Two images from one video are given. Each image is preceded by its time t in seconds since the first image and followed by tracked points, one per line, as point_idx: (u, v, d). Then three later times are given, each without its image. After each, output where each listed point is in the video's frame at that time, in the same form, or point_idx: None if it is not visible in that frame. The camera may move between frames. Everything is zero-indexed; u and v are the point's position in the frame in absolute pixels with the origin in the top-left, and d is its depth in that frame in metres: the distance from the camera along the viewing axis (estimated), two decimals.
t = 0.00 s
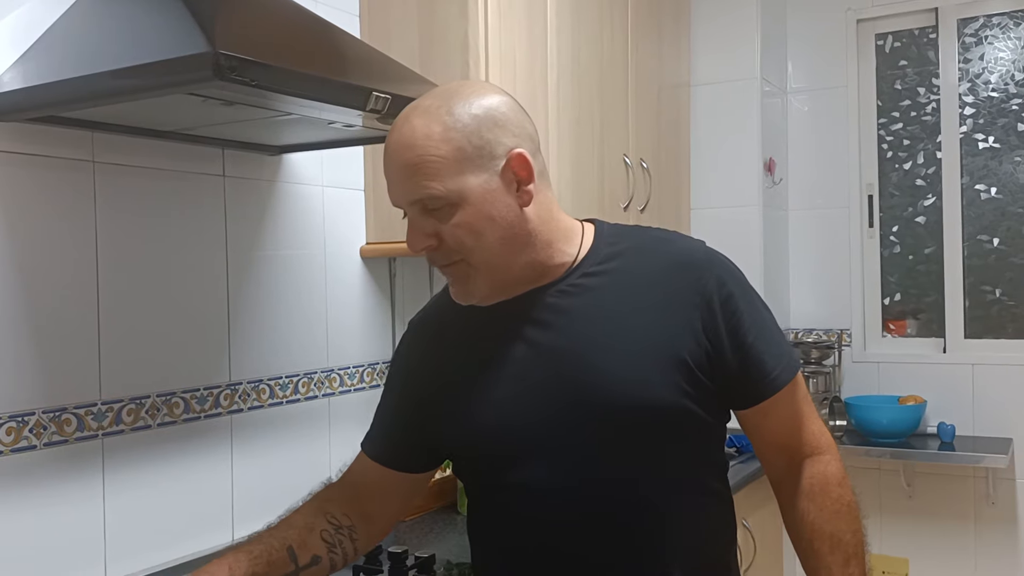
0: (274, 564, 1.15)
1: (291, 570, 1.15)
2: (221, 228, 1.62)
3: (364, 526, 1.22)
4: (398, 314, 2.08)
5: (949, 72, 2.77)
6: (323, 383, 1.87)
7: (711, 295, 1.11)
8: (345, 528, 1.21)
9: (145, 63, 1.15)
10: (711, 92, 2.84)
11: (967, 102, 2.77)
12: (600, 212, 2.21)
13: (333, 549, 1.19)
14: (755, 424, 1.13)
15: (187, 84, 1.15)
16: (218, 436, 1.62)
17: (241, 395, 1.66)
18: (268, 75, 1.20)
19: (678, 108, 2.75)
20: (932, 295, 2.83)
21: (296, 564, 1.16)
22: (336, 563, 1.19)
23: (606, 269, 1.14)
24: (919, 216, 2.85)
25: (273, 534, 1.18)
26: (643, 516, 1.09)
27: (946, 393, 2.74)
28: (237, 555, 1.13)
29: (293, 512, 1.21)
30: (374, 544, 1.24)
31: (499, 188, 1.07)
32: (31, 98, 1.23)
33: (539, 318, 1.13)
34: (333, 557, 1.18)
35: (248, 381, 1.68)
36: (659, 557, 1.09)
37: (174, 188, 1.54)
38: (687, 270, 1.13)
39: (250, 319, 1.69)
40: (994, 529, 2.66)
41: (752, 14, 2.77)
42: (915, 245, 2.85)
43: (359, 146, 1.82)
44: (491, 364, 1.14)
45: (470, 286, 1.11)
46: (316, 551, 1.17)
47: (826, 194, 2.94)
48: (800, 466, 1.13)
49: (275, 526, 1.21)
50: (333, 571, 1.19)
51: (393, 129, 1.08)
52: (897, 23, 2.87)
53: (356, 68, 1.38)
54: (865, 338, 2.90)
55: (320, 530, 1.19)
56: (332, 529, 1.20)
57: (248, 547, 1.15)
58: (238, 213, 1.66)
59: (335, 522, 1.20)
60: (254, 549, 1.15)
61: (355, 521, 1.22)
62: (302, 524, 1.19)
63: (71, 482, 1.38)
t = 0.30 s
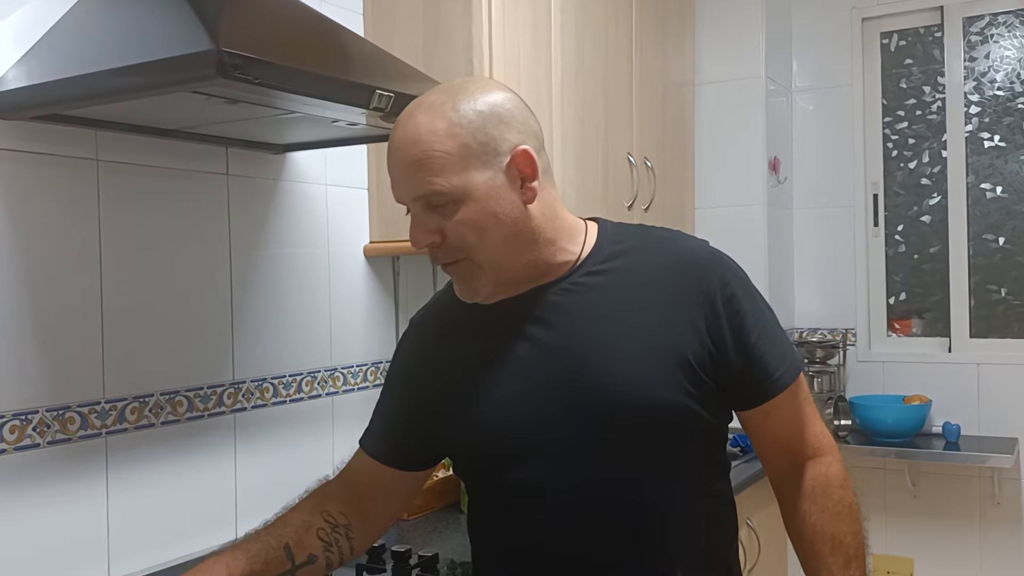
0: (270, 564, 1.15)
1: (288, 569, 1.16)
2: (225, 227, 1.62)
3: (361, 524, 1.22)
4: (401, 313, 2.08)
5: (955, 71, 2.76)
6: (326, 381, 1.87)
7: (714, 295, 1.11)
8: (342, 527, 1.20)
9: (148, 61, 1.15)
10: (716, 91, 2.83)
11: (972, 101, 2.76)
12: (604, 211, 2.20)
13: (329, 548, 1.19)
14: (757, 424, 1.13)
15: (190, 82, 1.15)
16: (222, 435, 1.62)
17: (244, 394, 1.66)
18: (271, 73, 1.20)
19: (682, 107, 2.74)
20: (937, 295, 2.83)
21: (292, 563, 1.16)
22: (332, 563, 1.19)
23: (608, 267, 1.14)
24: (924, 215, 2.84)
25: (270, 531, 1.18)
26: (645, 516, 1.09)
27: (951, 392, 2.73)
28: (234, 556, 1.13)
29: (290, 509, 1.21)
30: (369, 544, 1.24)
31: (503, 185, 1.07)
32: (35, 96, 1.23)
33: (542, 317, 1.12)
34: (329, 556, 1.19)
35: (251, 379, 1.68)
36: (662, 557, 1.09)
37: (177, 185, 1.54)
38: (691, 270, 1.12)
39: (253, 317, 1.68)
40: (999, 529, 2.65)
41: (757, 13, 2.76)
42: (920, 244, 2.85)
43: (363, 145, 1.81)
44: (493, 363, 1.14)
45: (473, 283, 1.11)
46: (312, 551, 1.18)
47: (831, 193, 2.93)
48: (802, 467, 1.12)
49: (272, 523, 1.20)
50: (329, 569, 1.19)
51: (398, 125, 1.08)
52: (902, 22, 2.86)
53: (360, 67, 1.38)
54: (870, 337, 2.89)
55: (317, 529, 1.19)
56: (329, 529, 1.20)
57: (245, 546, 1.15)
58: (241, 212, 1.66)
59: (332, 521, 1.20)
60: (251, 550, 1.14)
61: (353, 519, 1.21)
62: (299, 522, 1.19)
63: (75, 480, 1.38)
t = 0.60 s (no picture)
0: (269, 560, 1.16)
1: (287, 565, 1.16)
2: (227, 228, 1.62)
3: (360, 525, 1.21)
4: (404, 315, 2.07)
5: (960, 71, 2.75)
6: (329, 383, 1.86)
7: (715, 299, 1.10)
8: (341, 526, 1.20)
9: (151, 62, 1.15)
10: (720, 92, 2.83)
11: (978, 102, 2.75)
12: (608, 212, 2.20)
13: (328, 545, 1.18)
14: (757, 428, 1.12)
15: (193, 83, 1.15)
16: (225, 436, 1.62)
17: (247, 395, 1.66)
18: (273, 75, 1.20)
19: (686, 107, 2.73)
20: (942, 296, 2.82)
21: (291, 559, 1.16)
22: (330, 561, 1.18)
23: (606, 270, 1.13)
24: (929, 216, 2.83)
25: (271, 527, 1.19)
26: (645, 518, 1.08)
27: (956, 394, 2.72)
28: (233, 551, 1.15)
29: (291, 506, 1.21)
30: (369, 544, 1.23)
31: (504, 185, 1.07)
32: (39, 97, 1.23)
33: (543, 319, 1.12)
34: (327, 554, 1.18)
35: (254, 381, 1.68)
36: (663, 558, 1.09)
37: (180, 186, 1.54)
38: (691, 273, 1.12)
39: (256, 319, 1.68)
40: (1005, 531, 2.64)
41: (761, 14, 2.76)
42: (925, 245, 2.84)
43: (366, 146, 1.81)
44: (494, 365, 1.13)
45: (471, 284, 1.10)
46: (310, 548, 1.17)
47: (835, 194, 2.93)
48: (802, 472, 1.12)
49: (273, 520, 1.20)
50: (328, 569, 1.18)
51: (399, 124, 1.08)
52: (907, 22, 2.85)
53: (362, 68, 1.38)
54: (875, 339, 2.88)
55: (317, 526, 1.19)
56: (328, 526, 1.19)
57: (246, 540, 1.16)
58: (244, 214, 1.66)
59: (332, 519, 1.20)
60: (250, 546, 1.15)
61: (352, 518, 1.21)
62: (299, 518, 1.19)
63: (78, 481, 1.38)
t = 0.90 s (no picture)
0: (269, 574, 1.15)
1: None
2: (229, 230, 1.63)
3: (361, 532, 1.21)
4: (406, 316, 2.07)
5: (964, 72, 2.75)
6: (331, 384, 1.86)
7: (713, 301, 1.10)
8: (341, 535, 1.20)
9: (152, 63, 1.15)
10: (723, 92, 2.82)
11: (981, 103, 2.74)
12: (610, 213, 2.20)
13: (329, 555, 1.18)
14: (756, 430, 1.12)
15: (194, 84, 1.15)
16: (226, 437, 1.62)
17: (248, 396, 1.66)
18: (273, 76, 1.20)
19: (689, 108, 2.73)
20: (946, 297, 2.81)
21: (292, 571, 1.16)
22: (332, 570, 1.18)
23: (605, 271, 1.13)
24: (933, 218, 2.82)
25: (270, 539, 1.18)
26: (645, 521, 1.08)
27: (960, 396, 2.71)
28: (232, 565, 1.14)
29: (290, 516, 1.21)
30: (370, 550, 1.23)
31: (503, 189, 1.07)
32: (41, 98, 1.23)
33: (542, 322, 1.12)
34: (329, 563, 1.18)
35: (256, 382, 1.68)
36: (663, 561, 1.09)
37: (181, 187, 1.54)
38: (690, 275, 1.11)
39: (257, 320, 1.69)
40: (1009, 534, 2.63)
41: (764, 15, 2.75)
42: (929, 247, 2.83)
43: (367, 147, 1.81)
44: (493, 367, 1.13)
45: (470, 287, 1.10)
46: (311, 559, 1.17)
47: (838, 195, 2.92)
48: (801, 474, 1.11)
49: (272, 531, 1.20)
50: None
51: (397, 129, 1.08)
52: (912, 23, 2.84)
53: (363, 69, 1.38)
54: (878, 340, 2.87)
55: (316, 536, 1.18)
56: (328, 536, 1.19)
57: (244, 557, 1.16)
58: (245, 215, 1.66)
59: (332, 528, 1.19)
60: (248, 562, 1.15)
61: (352, 526, 1.21)
62: (297, 530, 1.18)
63: (79, 482, 1.38)
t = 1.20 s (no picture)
0: (269, 570, 1.17)
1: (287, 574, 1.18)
2: (230, 229, 1.63)
3: (361, 529, 1.23)
4: (407, 316, 2.07)
5: (967, 72, 2.74)
6: (332, 384, 1.86)
7: (711, 305, 1.09)
8: (341, 531, 1.21)
9: (152, 62, 1.15)
10: (725, 92, 2.82)
11: (984, 102, 2.74)
12: (612, 211, 2.20)
13: (329, 551, 1.20)
14: (755, 435, 1.12)
15: (193, 84, 1.15)
16: (227, 437, 1.62)
17: (249, 396, 1.67)
18: (272, 76, 1.20)
19: (691, 108, 2.73)
20: (949, 297, 2.80)
21: (291, 568, 1.18)
22: (332, 566, 1.20)
23: (603, 273, 1.13)
24: (936, 217, 2.82)
25: (269, 536, 1.20)
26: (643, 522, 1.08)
27: (963, 396, 2.71)
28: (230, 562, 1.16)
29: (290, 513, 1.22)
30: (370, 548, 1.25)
31: (540, 159, 1.06)
32: (41, 97, 1.23)
33: (541, 321, 1.12)
34: (328, 559, 1.20)
35: (256, 381, 1.68)
36: (661, 563, 1.09)
37: (182, 187, 1.54)
38: (690, 278, 1.10)
39: (258, 319, 1.69)
40: (1013, 535, 2.62)
41: (766, 15, 2.75)
42: (932, 246, 2.82)
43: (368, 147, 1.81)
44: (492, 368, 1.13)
45: (490, 258, 1.06)
46: (311, 555, 1.19)
47: (840, 195, 2.92)
48: (800, 482, 1.11)
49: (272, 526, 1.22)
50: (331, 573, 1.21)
51: (437, 89, 1.05)
52: (915, 22, 2.84)
53: (362, 69, 1.38)
54: (881, 340, 2.87)
55: (316, 533, 1.20)
56: (328, 532, 1.20)
57: (244, 553, 1.17)
58: (246, 214, 1.66)
59: (332, 525, 1.21)
60: (247, 557, 1.16)
61: (352, 523, 1.22)
62: (297, 527, 1.20)
63: (78, 481, 1.38)
